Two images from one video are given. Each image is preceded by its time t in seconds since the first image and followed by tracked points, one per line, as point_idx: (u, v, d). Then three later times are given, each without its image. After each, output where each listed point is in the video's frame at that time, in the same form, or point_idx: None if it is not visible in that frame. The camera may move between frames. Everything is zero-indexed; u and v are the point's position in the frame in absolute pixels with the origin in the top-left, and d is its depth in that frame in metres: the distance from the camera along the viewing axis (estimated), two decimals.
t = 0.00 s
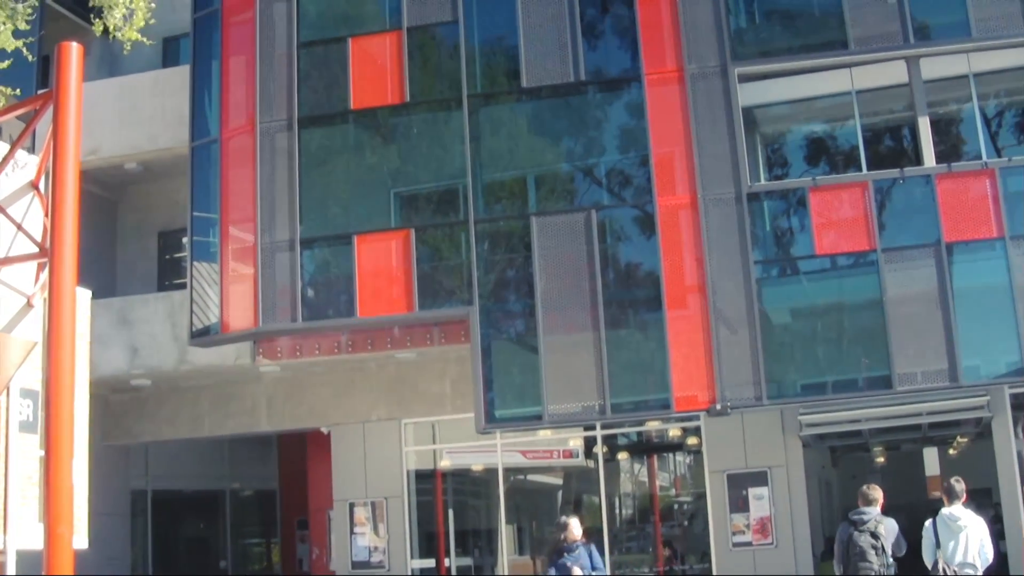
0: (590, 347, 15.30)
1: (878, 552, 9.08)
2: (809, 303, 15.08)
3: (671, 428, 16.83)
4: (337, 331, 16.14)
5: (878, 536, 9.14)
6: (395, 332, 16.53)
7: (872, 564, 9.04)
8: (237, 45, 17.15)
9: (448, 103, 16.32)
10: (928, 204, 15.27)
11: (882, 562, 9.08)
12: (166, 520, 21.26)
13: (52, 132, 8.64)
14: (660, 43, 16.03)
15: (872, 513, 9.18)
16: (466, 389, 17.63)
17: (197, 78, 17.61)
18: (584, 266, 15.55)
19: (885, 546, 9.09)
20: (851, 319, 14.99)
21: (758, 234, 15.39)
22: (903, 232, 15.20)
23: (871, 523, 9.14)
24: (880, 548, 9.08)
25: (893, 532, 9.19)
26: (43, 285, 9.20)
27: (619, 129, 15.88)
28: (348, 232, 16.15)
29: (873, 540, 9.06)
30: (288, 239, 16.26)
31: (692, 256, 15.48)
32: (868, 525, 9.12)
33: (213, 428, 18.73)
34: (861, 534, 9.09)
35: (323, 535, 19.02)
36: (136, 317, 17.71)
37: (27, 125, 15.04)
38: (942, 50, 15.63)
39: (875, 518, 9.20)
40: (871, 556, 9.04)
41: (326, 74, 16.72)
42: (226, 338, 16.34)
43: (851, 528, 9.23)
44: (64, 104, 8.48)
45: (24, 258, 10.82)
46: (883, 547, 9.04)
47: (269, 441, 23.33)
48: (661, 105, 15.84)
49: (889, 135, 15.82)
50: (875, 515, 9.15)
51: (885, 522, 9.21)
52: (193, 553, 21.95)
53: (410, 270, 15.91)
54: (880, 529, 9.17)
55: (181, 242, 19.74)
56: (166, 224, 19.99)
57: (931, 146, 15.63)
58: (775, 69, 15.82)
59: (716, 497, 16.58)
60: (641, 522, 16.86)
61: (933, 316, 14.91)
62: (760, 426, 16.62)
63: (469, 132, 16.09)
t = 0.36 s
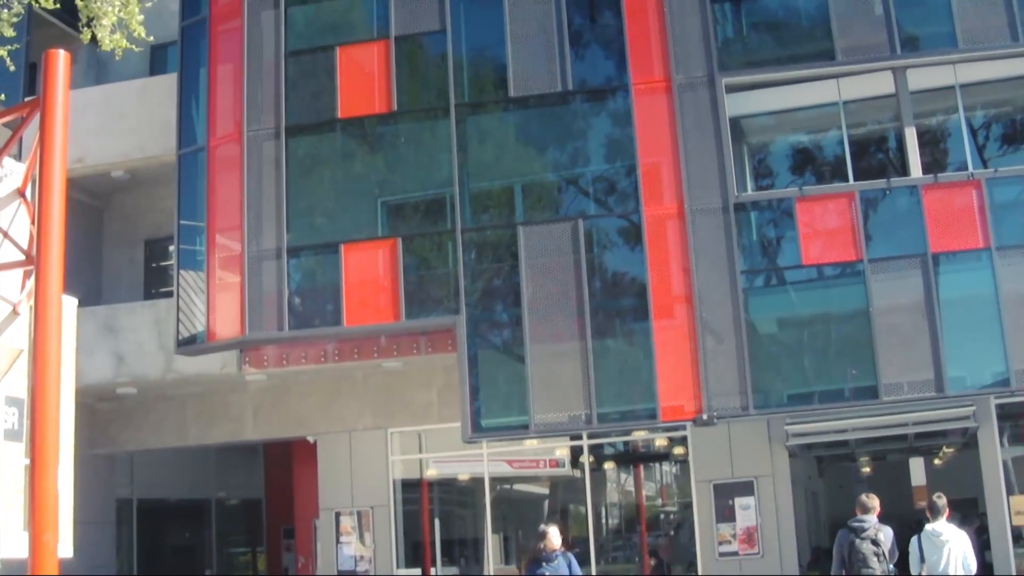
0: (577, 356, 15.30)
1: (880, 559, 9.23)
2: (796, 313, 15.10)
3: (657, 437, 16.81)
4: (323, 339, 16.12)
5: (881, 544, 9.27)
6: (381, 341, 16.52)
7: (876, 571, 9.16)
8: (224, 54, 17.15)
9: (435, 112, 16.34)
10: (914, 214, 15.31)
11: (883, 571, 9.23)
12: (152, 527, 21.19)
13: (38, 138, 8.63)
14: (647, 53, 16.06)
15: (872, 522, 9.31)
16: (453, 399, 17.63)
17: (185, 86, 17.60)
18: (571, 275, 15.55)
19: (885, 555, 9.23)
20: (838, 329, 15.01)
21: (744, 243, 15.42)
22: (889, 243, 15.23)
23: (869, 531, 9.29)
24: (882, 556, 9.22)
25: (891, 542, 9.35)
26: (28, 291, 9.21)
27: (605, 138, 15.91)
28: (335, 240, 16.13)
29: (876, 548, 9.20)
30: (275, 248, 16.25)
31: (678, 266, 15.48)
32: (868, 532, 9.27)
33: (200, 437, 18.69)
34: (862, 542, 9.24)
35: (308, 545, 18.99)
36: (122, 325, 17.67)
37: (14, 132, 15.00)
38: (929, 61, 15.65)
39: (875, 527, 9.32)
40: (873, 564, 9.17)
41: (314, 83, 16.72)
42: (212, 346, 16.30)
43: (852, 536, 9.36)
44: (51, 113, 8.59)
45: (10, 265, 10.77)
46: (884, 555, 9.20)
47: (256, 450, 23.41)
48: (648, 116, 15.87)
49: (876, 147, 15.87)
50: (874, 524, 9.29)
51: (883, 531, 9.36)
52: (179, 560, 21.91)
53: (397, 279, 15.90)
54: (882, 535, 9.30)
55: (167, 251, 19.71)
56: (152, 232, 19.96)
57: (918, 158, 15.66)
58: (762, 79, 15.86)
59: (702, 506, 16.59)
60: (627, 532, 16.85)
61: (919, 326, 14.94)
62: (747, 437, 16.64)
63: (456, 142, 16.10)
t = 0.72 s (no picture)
0: (562, 365, 15.31)
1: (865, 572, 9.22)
2: (782, 323, 15.11)
3: (643, 447, 16.85)
4: (309, 347, 16.10)
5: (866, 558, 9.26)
6: (366, 349, 16.52)
7: None
8: (211, 61, 17.15)
9: (421, 121, 16.34)
10: (900, 225, 15.35)
11: None
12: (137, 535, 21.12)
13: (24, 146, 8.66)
14: (634, 63, 16.09)
15: (854, 537, 9.32)
16: (438, 408, 17.68)
17: (171, 93, 17.58)
18: (556, 284, 15.56)
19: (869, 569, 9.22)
20: (823, 338, 15.03)
21: (730, 252, 15.44)
22: (874, 253, 15.26)
23: (853, 545, 9.30)
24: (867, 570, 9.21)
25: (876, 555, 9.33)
26: (10, 300, 9.24)
27: (590, 147, 15.94)
28: (321, 249, 16.12)
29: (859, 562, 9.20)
30: (261, 256, 16.23)
31: (664, 275, 15.52)
32: (851, 547, 9.28)
33: (185, 444, 18.64)
34: (845, 557, 9.25)
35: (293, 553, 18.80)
36: (107, 332, 17.63)
37: None
38: (914, 72, 15.70)
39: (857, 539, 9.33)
40: None
41: (301, 91, 16.72)
42: (197, 354, 16.26)
43: (836, 552, 9.38)
44: (36, 123, 8.64)
45: None
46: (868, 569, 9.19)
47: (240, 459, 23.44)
48: (634, 125, 15.91)
49: (862, 159, 15.90)
50: (857, 539, 9.31)
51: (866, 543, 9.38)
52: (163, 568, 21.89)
53: (383, 288, 15.91)
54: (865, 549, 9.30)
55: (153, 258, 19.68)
56: (138, 239, 19.93)
57: (903, 168, 15.71)
58: (748, 89, 15.92)
59: (687, 516, 16.63)
60: (612, 541, 16.87)
61: (905, 336, 14.97)
62: (732, 446, 16.67)
63: (442, 150, 16.12)
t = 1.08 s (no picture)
0: (548, 373, 15.31)
1: None
2: (768, 332, 15.12)
3: (629, 455, 16.88)
4: (294, 355, 16.08)
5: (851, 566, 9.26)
6: (352, 357, 16.51)
7: None
8: (198, 68, 17.14)
9: (408, 128, 16.35)
10: (885, 235, 15.39)
11: None
12: (123, 542, 21.06)
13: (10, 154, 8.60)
14: (621, 72, 16.13)
15: (842, 545, 9.32)
16: (424, 416, 17.67)
17: (158, 100, 17.57)
18: (543, 292, 15.57)
19: None
20: (809, 347, 15.05)
21: (716, 261, 15.46)
22: (860, 262, 15.30)
23: (841, 552, 9.30)
24: None
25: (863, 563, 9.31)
26: None
27: (575, 154, 15.96)
28: (308, 256, 16.11)
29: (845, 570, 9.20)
30: (247, 263, 16.21)
31: (650, 284, 15.54)
32: (838, 554, 9.28)
33: (170, 451, 18.60)
34: (831, 564, 9.27)
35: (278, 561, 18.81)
36: (93, 339, 17.59)
37: None
38: (900, 82, 15.75)
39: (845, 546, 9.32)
40: None
41: (288, 98, 16.71)
42: (182, 361, 16.22)
43: (825, 557, 9.39)
44: (22, 130, 8.57)
45: None
46: None
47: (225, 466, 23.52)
48: (621, 134, 15.94)
49: (849, 168, 15.98)
50: (845, 546, 9.31)
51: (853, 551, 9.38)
52: None
53: (369, 295, 15.89)
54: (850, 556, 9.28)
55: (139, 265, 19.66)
56: (124, 246, 19.90)
57: (889, 181, 15.79)
58: (734, 98, 15.96)
59: (672, 524, 16.66)
60: (598, 549, 16.87)
61: (890, 345, 15.00)
62: (718, 455, 16.75)
63: (429, 158, 16.13)
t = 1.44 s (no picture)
0: (537, 379, 15.32)
1: None
2: (757, 339, 15.15)
3: (617, 462, 16.83)
4: (283, 360, 16.07)
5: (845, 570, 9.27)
6: (341, 363, 16.49)
7: None
8: (187, 73, 17.12)
9: (398, 134, 16.36)
10: (874, 243, 15.42)
11: None
12: (111, 547, 21.03)
13: None
14: (610, 78, 16.14)
15: (836, 549, 9.32)
16: (412, 421, 17.68)
17: (147, 105, 17.54)
18: (532, 298, 15.58)
19: None
20: (797, 354, 15.07)
21: (705, 268, 15.49)
22: (849, 270, 15.33)
23: (835, 556, 9.30)
24: None
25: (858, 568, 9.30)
26: None
27: (564, 161, 15.97)
28: (297, 262, 16.10)
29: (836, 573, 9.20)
30: (236, 268, 16.20)
31: (639, 290, 15.54)
32: (831, 559, 9.29)
33: (158, 457, 18.56)
34: (822, 567, 9.28)
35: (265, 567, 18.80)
36: (81, 344, 17.55)
37: None
38: (889, 90, 15.79)
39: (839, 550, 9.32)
40: None
41: (278, 103, 16.71)
42: (170, 367, 16.19)
43: (820, 560, 9.40)
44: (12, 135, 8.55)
45: None
46: None
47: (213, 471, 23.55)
48: (610, 141, 15.95)
49: (838, 174, 15.98)
50: (839, 551, 9.30)
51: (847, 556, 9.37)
52: None
53: (358, 301, 15.88)
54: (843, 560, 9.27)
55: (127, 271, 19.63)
56: (112, 252, 19.87)
57: (878, 187, 15.81)
58: (723, 106, 15.99)
59: (661, 530, 16.70)
60: (587, 556, 16.90)
61: (879, 353, 15.03)
62: (706, 463, 16.77)
63: (419, 164, 16.14)
